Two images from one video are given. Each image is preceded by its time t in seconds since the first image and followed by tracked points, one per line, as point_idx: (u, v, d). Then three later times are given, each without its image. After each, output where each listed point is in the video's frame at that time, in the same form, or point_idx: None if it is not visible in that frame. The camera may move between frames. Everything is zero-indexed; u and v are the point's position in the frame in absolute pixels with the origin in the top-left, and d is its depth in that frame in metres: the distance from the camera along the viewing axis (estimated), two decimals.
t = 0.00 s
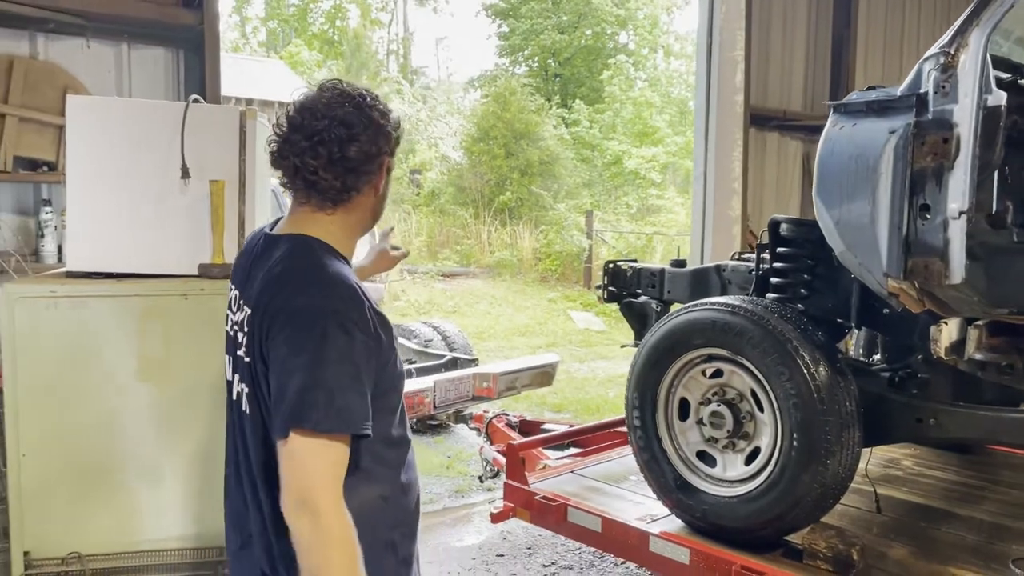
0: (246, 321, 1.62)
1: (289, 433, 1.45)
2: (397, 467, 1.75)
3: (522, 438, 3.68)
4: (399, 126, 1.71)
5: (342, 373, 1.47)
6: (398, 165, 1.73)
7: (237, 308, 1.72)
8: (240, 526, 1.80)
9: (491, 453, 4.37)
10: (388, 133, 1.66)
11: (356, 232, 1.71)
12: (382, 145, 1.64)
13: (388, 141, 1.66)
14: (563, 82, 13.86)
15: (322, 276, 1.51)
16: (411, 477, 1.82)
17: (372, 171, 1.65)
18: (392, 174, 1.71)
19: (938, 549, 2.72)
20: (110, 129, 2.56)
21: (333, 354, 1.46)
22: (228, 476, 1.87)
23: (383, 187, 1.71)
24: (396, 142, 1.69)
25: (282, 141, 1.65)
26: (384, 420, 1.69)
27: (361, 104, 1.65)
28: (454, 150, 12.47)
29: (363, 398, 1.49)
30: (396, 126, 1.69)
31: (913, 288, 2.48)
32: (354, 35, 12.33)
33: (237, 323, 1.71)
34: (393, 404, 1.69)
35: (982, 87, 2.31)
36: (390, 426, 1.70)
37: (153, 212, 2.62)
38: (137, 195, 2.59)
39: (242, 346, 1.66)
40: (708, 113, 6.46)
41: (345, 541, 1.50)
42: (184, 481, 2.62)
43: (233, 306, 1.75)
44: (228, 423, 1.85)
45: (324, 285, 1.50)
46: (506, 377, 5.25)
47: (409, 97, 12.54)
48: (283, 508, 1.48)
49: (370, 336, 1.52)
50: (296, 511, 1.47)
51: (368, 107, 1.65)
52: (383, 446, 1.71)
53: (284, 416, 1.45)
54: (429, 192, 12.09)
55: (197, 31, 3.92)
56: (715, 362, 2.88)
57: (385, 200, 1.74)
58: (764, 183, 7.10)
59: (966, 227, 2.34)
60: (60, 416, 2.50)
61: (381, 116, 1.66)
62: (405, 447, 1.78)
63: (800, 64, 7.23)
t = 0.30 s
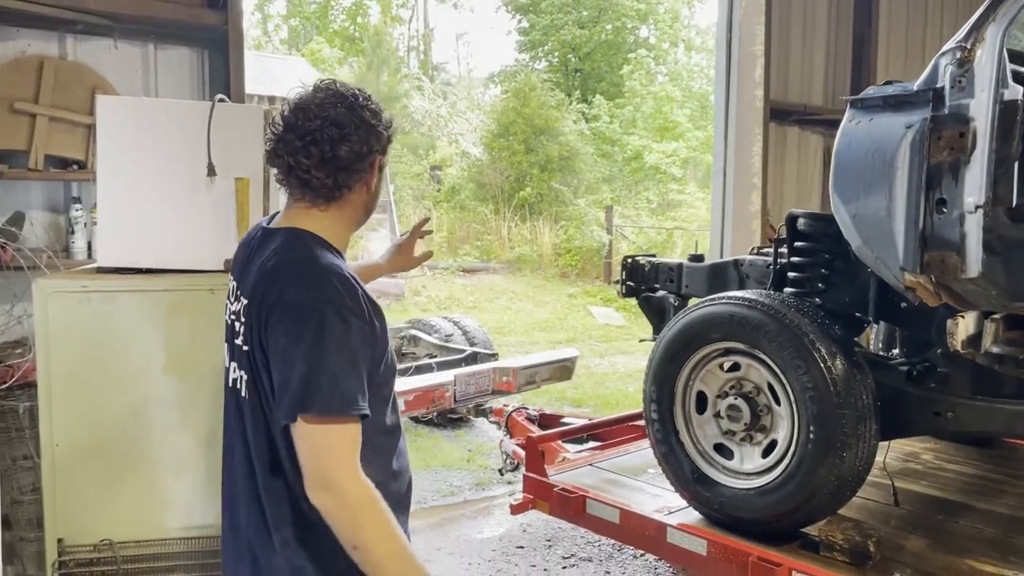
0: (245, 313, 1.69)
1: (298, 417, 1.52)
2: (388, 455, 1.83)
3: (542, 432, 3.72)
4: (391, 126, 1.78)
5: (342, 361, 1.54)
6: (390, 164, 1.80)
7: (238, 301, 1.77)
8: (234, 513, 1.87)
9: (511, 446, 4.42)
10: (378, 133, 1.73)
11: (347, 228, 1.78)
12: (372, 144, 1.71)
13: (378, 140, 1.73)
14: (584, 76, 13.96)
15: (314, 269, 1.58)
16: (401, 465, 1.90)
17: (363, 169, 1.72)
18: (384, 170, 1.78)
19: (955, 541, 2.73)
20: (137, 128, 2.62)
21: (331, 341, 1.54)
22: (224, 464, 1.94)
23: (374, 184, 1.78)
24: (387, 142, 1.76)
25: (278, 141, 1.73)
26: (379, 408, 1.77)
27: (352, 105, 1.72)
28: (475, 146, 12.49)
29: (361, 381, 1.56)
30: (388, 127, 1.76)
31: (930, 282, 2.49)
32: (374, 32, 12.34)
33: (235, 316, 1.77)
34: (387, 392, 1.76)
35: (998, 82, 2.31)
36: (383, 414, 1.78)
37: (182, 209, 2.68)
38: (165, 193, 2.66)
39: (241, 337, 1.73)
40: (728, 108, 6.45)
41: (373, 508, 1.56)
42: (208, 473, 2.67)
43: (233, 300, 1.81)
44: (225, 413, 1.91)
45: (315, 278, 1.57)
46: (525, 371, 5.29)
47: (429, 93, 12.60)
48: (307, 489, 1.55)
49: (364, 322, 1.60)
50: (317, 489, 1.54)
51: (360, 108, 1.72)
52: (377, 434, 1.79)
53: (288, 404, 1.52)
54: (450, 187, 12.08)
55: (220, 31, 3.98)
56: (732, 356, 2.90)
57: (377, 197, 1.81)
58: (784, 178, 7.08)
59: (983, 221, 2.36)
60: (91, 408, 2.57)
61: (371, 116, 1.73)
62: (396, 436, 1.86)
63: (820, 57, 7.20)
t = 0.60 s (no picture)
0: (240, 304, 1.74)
1: (287, 404, 1.57)
2: (381, 446, 1.87)
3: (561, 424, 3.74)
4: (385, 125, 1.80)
5: (331, 350, 1.58)
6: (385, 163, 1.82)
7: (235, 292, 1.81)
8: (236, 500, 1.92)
9: (531, 439, 4.45)
10: (371, 133, 1.75)
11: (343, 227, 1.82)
12: (366, 146, 1.74)
13: (371, 141, 1.75)
14: (605, 70, 13.94)
15: (304, 260, 1.63)
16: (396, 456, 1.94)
17: (357, 169, 1.74)
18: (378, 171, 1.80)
19: (975, 534, 2.73)
20: (163, 126, 2.68)
21: (321, 330, 1.58)
22: (227, 452, 1.97)
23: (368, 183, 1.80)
24: (381, 142, 1.78)
25: (272, 143, 1.75)
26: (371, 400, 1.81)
27: (345, 107, 1.74)
28: (495, 141, 12.58)
29: (349, 370, 1.60)
30: (383, 127, 1.78)
31: (949, 275, 2.49)
32: (395, 27, 12.71)
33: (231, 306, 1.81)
34: (378, 382, 1.81)
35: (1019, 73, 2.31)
36: (377, 405, 1.83)
37: (206, 204, 2.73)
38: (190, 189, 2.71)
39: (236, 327, 1.78)
40: (748, 101, 6.43)
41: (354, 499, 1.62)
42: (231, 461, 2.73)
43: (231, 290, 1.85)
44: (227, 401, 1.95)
45: (306, 269, 1.62)
46: (546, 365, 5.32)
47: (450, 88, 12.87)
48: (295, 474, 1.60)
49: (353, 313, 1.64)
50: (304, 475, 1.59)
51: (353, 109, 1.74)
52: (369, 425, 1.83)
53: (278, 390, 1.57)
54: (471, 184, 12.14)
55: (243, 29, 4.03)
56: (751, 349, 2.91)
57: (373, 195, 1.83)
58: (805, 171, 7.04)
59: (1003, 213, 2.34)
60: (121, 397, 2.63)
61: (365, 117, 1.75)
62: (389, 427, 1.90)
63: (843, 49, 7.16)
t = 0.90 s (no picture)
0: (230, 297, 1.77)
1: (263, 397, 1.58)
2: (381, 436, 1.88)
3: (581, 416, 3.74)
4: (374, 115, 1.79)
5: (308, 343, 1.59)
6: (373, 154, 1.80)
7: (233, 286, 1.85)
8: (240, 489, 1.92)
9: (551, 431, 4.46)
10: (351, 122, 1.74)
11: (336, 220, 1.82)
12: (345, 134, 1.73)
13: (352, 130, 1.74)
14: (626, 63, 13.91)
15: (284, 253, 1.65)
16: (400, 447, 1.95)
17: (336, 159, 1.74)
18: (367, 162, 1.79)
19: (999, 526, 2.71)
20: (185, 117, 2.70)
21: (297, 322, 1.59)
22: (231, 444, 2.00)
23: (353, 173, 1.78)
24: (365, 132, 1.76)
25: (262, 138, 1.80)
26: (364, 390, 1.82)
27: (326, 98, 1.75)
28: (516, 134, 12.98)
29: (329, 363, 1.60)
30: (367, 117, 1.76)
31: (974, 265, 2.46)
32: (416, 22, 13.45)
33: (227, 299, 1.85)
34: (369, 377, 1.81)
35: None
36: (372, 397, 1.84)
37: (227, 197, 2.76)
38: (212, 182, 2.74)
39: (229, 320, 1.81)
40: (771, 92, 6.39)
41: (319, 496, 1.59)
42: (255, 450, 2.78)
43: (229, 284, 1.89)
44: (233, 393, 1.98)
45: (285, 261, 1.63)
46: (566, 357, 5.32)
47: (472, 82, 13.71)
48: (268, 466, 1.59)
49: (333, 304, 1.65)
50: (277, 469, 1.58)
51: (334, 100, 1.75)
52: (362, 417, 1.83)
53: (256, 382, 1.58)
54: (491, 177, 12.59)
55: (266, 23, 4.08)
56: (771, 340, 2.91)
57: (362, 187, 1.81)
58: (829, 163, 6.98)
59: None
60: (145, 388, 2.67)
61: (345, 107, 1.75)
62: (388, 418, 1.91)
63: (867, 40, 7.08)
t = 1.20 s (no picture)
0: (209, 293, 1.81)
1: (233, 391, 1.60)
2: (360, 436, 1.91)
3: (602, 410, 3.75)
4: (332, 101, 1.74)
5: (276, 340, 1.61)
6: (331, 141, 1.75)
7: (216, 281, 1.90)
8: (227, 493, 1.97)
9: (571, 424, 4.47)
10: (302, 108, 1.74)
11: (307, 209, 1.82)
12: (290, 119, 1.74)
13: (301, 117, 1.74)
14: (648, 57, 13.88)
15: (256, 249, 1.68)
16: (382, 446, 1.97)
17: (286, 146, 1.76)
18: (320, 147, 1.75)
19: None
20: (211, 110, 2.73)
21: (263, 318, 1.62)
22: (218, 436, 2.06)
23: (309, 161, 1.77)
24: (317, 118, 1.73)
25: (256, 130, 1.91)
26: (342, 386, 1.84)
27: (288, 87, 1.79)
28: (537, 128, 13.00)
29: (298, 360, 1.62)
30: (321, 103, 1.74)
31: (1000, 258, 2.43)
32: (437, 17, 13.94)
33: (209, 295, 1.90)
34: (346, 375, 1.84)
35: None
36: (350, 395, 1.86)
37: (242, 195, 2.80)
38: (235, 177, 2.77)
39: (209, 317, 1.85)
40: (793, 85, 6.34)
41: (313, 486, 1.58)
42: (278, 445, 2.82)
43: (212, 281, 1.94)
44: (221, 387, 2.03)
45: (255, 257, 1.67)
46: (587, 351, 5.32)
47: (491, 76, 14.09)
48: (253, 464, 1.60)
49: (303, 300, 1.67)
50: (260, 463, 1.59)
51: (294, 88, 1.78)
52: (339, 415, 1.86)
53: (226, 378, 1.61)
54: (512, 171, 12.73)
55: (288, 19, 4.11)
56: (794, 335, 2.89)
57: (327, 175, 1.78)
58: (853, 156, 6.91)
59: None
60: (173, 380, 2.72)
61: (302, 94, 1.76)
62: (369, 417, 1.93)
63: (892, 31, 7.00)
